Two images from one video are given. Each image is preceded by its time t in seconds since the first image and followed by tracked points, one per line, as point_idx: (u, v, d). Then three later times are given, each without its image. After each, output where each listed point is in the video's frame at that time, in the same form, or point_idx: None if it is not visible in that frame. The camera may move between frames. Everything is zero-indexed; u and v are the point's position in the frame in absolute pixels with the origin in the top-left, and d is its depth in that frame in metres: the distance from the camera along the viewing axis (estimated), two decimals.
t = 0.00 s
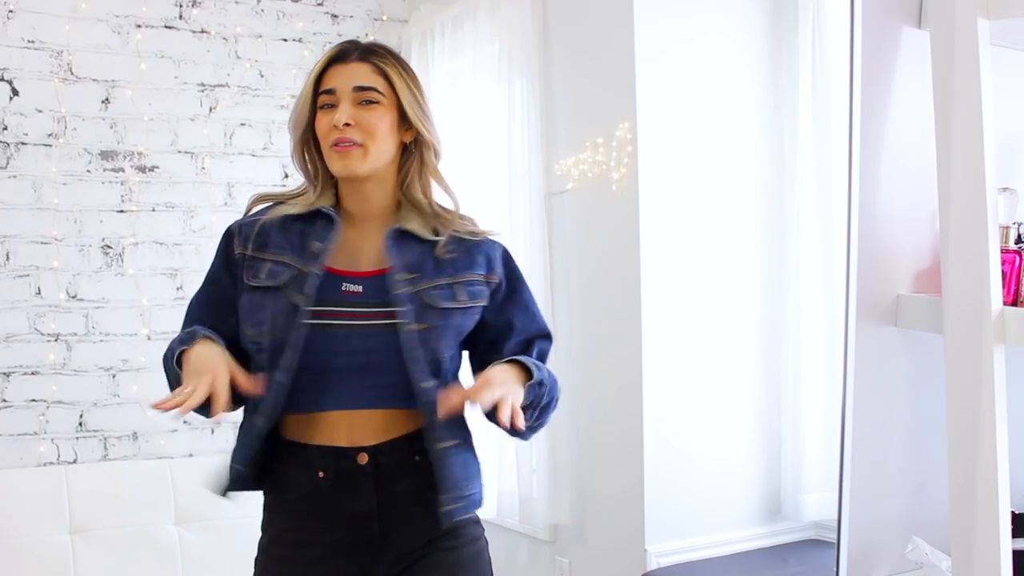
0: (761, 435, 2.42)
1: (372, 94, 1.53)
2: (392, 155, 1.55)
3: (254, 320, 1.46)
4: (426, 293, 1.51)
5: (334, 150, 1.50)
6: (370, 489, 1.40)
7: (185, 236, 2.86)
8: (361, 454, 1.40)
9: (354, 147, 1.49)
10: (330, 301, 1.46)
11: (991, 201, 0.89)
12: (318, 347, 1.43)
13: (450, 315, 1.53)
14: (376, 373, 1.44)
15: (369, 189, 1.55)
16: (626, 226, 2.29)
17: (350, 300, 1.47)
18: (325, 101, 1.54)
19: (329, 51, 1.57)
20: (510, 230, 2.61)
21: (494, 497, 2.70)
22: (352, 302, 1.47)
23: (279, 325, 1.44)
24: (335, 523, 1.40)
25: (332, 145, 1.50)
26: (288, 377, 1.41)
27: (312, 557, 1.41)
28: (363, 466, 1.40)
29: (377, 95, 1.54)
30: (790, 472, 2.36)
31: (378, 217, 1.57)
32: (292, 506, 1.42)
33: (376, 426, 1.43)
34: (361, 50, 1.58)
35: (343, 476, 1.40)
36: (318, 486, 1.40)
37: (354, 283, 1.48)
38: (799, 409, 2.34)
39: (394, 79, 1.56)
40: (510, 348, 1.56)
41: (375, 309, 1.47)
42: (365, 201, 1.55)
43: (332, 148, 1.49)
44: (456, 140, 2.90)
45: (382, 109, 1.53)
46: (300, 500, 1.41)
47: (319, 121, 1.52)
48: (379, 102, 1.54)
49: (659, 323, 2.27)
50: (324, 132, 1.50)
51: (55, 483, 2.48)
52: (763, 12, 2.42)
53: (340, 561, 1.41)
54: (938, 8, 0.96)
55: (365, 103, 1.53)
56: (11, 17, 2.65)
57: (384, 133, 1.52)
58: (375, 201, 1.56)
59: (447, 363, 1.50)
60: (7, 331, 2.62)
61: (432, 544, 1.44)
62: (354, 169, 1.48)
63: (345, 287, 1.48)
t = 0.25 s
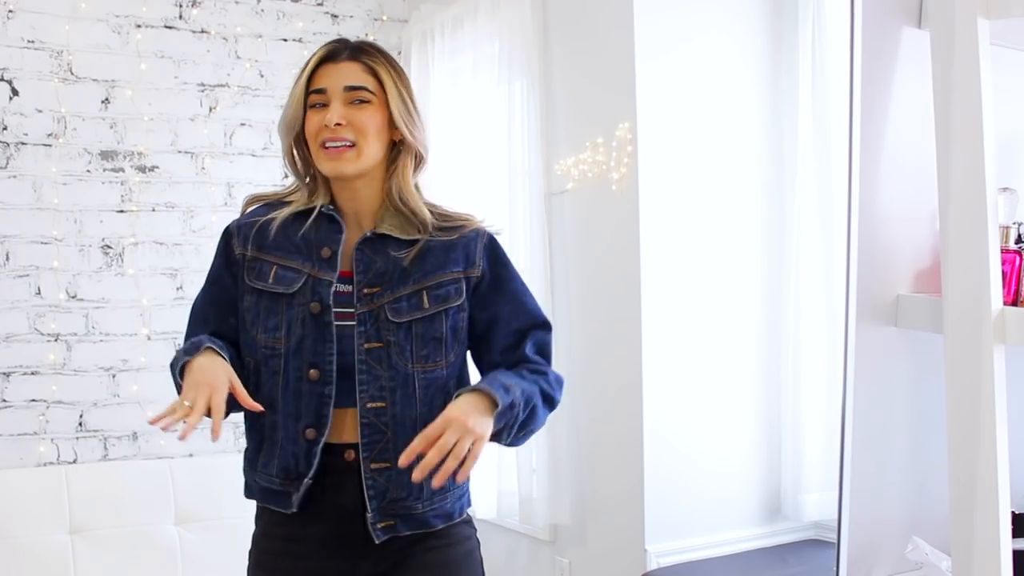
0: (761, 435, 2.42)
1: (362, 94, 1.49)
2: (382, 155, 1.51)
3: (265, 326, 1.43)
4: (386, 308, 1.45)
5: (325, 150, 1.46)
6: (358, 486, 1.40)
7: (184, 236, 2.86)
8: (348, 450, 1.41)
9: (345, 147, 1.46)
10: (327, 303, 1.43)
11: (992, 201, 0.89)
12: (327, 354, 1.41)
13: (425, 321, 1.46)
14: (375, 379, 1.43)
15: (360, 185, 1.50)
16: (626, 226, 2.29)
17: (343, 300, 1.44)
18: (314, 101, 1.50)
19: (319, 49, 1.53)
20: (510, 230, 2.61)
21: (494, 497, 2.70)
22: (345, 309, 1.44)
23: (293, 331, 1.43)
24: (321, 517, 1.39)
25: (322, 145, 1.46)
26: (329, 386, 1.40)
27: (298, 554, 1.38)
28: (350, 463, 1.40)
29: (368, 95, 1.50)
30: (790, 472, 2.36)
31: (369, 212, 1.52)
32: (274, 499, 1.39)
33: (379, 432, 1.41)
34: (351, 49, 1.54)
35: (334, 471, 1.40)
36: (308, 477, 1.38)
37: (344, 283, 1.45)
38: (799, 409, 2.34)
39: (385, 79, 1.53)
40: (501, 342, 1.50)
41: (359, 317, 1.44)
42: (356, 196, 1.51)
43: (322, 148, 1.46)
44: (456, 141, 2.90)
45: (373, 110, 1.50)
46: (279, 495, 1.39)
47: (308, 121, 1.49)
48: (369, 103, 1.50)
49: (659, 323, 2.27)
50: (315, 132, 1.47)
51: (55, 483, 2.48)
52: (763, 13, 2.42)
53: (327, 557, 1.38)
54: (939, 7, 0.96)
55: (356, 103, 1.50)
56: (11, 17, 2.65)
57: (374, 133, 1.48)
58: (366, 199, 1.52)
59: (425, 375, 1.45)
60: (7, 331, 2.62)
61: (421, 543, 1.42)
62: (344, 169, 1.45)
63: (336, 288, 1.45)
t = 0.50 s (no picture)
0: (761, 435, 2.42)
1: (371, 88, 1.54)
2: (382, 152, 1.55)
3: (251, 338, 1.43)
4: (387, 314, 1.47)
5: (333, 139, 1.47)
6: (363, 486, 1.41)
7: (184, 236, 2.86)
8: (354, 451, 1.42)
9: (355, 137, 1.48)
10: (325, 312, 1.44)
11: (992, 201, 0.89)
12: (314, 369, 1.41)
13: (425, 328, 1.50)
14: (382, 387, 1.44)
15: (358, 184, 1.52)
16: (625, 227, 2.29)
17: (342, 307, 1.46)
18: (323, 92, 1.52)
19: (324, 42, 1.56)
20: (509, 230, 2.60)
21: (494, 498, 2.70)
22: (345, 315, 1.46)
23: (281, 345, 1.42)
24: (323, 517, 1.40)
25: (331, 134, 1.48)
26: (309, 401, 1.40)
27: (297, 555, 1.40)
28: (355, 463, 1.41)
29: (375, 91, 1.54)
30: (790, 472, 2.36)
31: (363, 213, 1.54)
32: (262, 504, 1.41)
33: (389, 440, 1.43)
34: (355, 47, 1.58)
35: (337, 474, 1.41)
36: (280, 493, 1.39)
37: (342, 287, 1.47)
38: (799, 409, 2.34)
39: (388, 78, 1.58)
40: (483, 358, 1.55)
41: (361, 323, 1.46)
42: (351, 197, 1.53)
43: (333, 137, 1.47)
44: (456, 141, 2.90)
45: (380, 105, 1.54)
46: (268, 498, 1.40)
47: (317, 110, 1.50)
48: (376, 98, 1.54)
49: (659, 323, 2.27)
50: (325, 120, 1.48)
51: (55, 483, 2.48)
52: (763, 12, 2.42)
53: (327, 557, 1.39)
54: (939, 6, 0.96)
55: (364, 97, 1.53)
56: (11, 17, 2.65)
57: (381, 127, 1.52)
58: (363, 197, 1.54)
59: (427, 383, 1.48)
60: (7, 330, 2.62)
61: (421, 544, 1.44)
62: (355, 159, 1.47)
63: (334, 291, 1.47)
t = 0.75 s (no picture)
0: (761, 435, 2.42)
1: (370, 90, 1.53)
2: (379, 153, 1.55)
3: (265, 337, 1.43)
4: (395, 314, 1.48)
5: (337, 142, 1.47)
6: (379, 486, 1.42)
7: (185, 236, 2.86)
8: (368, 452, 1.43)
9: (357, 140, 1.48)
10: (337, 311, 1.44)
11: (991, 202, 0.89)
12: (339, 365, 1.42)
13: (431, 327, 1.51)
14: (396, 386, 1.45)
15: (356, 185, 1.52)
16: (625, 227, 2.29)
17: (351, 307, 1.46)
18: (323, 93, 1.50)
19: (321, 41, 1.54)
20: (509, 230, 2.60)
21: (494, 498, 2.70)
22: (354, 316, 1.46)
23: (300, 340, 1.42)
24: (336, 515, 1.41)
25: (334, 137, 1.47)
26: (339, 394, 1.41)
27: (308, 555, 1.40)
28: (370, 463, 1.42)
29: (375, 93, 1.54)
30: (790, 472, 2.36)
31: (359, 214, 1.53)
32: (290, 504, 1.39)
33: (406, 438, 1.44)
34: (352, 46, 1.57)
35: (350, 474, 1.42)
36: (320, 489, 1.38)
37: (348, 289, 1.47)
38: (798, 409, 2.34)
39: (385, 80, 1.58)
40: (473, 353, 1.58)
41: (370, 324, 1.46)
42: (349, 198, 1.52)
43: (338, 139, 1.47)
44: (456, 141, 2.90)
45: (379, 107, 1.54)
46: (299, 498, 1.39)
47: (319, 112, 1.48)
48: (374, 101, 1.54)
49: (659, 323, 2.27)
50: (328, 124, 1.47)
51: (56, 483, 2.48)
52: (763, 13, 2.42)
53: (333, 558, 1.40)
54: (939, 6, 0.96)
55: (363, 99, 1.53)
56: (11, 17, 2.65)
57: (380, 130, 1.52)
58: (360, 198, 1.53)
59: (435, 380, 1.50)
60: (7, 331, 2.62)
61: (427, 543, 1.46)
62: (360, 162, 1.48)
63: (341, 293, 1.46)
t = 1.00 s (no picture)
0: (761, 435, 2.42)
1: (359, 94, 1.53)
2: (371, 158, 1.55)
3: (266, 343, 1.44)
4: (390, 318, 1.48)
5: (326, 149, 1.47)
6: (369, 489, 1.43)
7: (185, 236, 2.86)
8: (360, 454, 1.43)
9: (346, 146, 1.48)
10: (337, 314, 1.45)
11: (991, 202, 0.89)
12: (341, 370, 1.43)
13: (427, 330, 1.51)
14: (390, 390, 1.45)
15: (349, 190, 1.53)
16: (625, 227, 2.29)
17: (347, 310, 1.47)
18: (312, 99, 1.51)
19: (310, 47, 1.54)
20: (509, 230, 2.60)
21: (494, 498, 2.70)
22: (350, 320, 1.46)
23: (302, 346, 1.44)
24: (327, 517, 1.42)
25: (323, 144, 1.47)
26: (342, 398, 1.42)
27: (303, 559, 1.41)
28: (361, 465, 1.43)
29: (364, 97, 1.54)
30: (790, 472, 2.36)
31: (354, 218, 1.54)
32: (298, 506, 1.40)
33: (399, 441, 1.44)
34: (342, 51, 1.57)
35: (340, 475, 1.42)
36: (326, 493, 1.40)
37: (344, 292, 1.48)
38: (798, 409, 2.34)
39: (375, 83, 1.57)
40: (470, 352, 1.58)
41: (365, 327, 1.47)
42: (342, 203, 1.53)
43: (326, 145, 1.47)
44: (456, 141, 2.89)
45: (369, 112, 1.54)
46: (308, 499, 1.40)
47: (307, 118, 1.49)
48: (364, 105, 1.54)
49: (659, 323, 2.27)
50: (317, 130, 1.48)
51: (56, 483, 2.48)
52: (763, 13, 2.42)
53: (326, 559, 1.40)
54: (939, 6, 0.96)
55: (353, 104, 1.53)
56: (11, 17, 2.65)
57: (371, 135, 1.53)
58: (354, 203, 1.54)
59: (431, 383, 1.49)
60: (7, 331, 2.62)
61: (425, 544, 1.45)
62: (348, 168, 1.48)
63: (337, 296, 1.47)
